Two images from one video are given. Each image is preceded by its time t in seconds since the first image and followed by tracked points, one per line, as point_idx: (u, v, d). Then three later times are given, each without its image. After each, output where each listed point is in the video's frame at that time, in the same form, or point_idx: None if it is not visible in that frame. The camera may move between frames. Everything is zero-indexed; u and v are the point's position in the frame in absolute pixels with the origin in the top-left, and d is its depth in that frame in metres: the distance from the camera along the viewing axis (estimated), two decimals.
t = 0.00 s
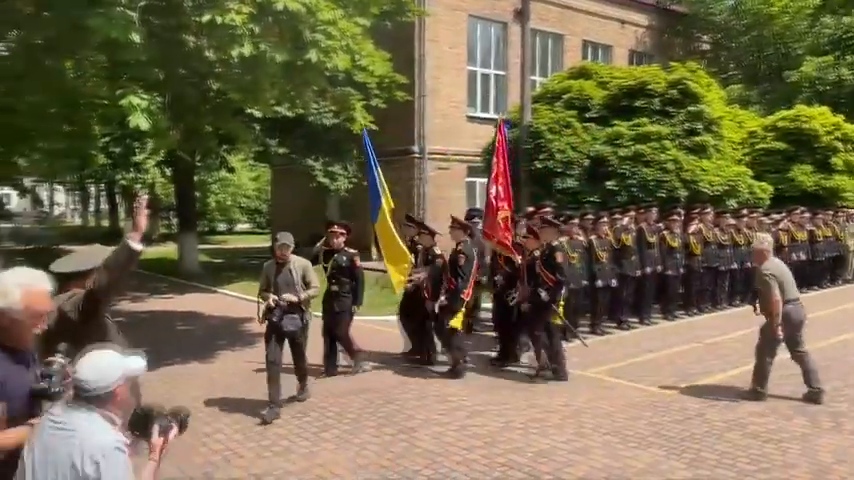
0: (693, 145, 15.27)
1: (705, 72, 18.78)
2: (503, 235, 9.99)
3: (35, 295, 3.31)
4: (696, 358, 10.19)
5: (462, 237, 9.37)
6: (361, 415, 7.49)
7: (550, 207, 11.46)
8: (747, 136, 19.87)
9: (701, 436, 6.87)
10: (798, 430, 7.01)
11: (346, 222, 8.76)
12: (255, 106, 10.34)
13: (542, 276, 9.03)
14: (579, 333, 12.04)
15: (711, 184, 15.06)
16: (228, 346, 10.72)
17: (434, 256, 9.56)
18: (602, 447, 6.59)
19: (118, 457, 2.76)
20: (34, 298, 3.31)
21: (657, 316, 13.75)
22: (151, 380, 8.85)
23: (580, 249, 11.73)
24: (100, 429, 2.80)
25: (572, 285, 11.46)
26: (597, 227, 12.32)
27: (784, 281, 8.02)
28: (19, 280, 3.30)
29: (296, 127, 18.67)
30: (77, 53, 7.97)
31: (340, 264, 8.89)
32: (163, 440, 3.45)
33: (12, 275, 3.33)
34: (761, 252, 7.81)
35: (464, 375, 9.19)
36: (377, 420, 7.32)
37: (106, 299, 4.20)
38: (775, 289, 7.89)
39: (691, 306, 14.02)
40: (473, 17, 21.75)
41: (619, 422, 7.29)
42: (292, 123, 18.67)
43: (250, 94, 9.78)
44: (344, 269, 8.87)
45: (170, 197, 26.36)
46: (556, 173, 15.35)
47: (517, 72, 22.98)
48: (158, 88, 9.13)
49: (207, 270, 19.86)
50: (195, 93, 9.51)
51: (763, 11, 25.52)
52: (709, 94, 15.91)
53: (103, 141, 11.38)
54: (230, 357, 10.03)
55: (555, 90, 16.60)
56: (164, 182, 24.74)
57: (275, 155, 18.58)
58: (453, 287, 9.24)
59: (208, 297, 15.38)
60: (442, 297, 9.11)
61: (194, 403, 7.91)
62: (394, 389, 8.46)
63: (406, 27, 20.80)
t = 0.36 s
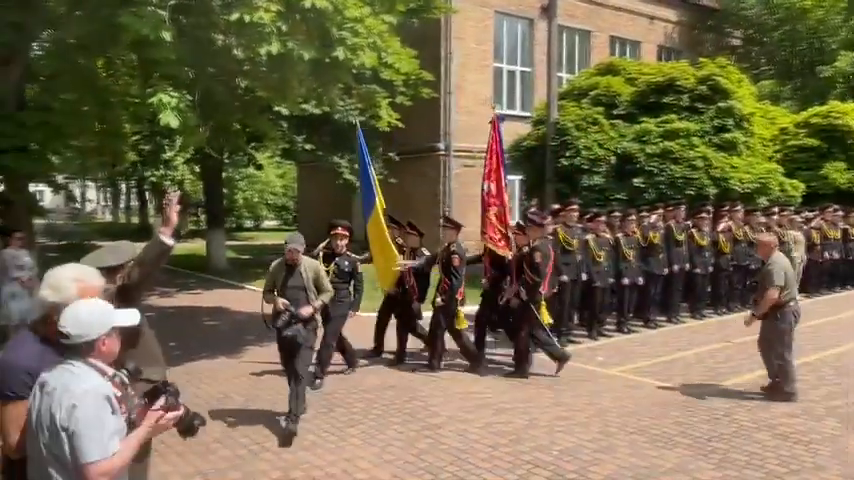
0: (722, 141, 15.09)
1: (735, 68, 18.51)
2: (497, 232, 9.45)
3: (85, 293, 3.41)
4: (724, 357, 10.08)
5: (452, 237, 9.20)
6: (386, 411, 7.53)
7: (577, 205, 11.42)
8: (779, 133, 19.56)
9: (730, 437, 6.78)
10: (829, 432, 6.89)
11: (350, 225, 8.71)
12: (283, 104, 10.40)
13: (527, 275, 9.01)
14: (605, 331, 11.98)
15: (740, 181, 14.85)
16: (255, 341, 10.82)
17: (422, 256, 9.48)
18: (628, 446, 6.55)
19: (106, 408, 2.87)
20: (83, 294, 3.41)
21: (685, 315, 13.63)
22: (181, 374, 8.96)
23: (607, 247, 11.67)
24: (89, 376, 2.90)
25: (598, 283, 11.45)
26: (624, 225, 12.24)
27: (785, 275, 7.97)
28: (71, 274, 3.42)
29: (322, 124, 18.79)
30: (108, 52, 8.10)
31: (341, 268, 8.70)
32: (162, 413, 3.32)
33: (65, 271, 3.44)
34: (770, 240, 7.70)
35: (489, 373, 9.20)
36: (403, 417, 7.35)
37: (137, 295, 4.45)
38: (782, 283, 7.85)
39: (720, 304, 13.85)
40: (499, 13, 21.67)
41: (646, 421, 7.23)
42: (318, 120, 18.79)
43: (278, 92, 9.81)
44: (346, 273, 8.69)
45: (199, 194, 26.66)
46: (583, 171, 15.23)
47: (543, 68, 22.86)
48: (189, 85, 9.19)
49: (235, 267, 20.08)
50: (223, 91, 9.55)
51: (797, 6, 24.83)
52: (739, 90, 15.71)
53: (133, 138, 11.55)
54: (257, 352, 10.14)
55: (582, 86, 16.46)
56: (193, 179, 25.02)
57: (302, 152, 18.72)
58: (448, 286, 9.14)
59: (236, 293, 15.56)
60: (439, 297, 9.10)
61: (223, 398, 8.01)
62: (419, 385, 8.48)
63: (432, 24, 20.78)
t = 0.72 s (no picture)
0: (751, 139, 14.90)
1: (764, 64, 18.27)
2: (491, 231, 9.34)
3: (147, 289, 3.61)
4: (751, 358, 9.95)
5: (446, 233, 9.50)
6: (409, 408, 7.55)
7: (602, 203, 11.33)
8: (808, 130, 19.25)
9: (756, 438, 6.71)
10: None
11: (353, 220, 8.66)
12: (308, 102, 10.42)
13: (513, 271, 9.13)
14: (629, 331, 11.90)
15: (769, 180, 14.65)
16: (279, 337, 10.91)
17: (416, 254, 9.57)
18: (653, 446, 6.50)
19: (99, 401, 2.92)
20: (141, 291, 3.60)
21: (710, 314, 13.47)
22: (206, 369, 9.07)
23: (632, 245, 11.59)
24: (86, 367, 2.92)
25: (623, 282, 11.40)
26: (649, 223, 12.15)
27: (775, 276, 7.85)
28: (133, 270, 3.65)
29: (346, 122, 18.87)
30: (136, 50, 8.22)
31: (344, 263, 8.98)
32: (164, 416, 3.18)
33: (129, 269, 3.69)
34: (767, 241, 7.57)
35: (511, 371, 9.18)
36: (425, 414, 7.37)
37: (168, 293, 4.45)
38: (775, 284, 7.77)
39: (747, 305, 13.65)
40: (524, 11, 21.59)
41: (670, 421, 7.17)
42: (342, 118, 18.88)
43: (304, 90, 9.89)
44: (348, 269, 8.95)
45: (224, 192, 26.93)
46: (608, 169, 15.06)
47: (568, 65, 22.73)
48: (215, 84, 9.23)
49: (260, 263, 20.27)
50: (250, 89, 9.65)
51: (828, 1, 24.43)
52: (767, 87, 15.52)
53: (161, 136, 11.70)
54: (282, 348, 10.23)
55: (607, 84, 16.33)
56: (219, 176, 25.28)
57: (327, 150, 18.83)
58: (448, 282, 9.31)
59: (260, 290, 15.70)
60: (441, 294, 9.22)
61: (248, 393, 8.11)
62: (442, 383, 8.50)
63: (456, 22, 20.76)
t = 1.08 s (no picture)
0: (778, 138, 14.71)
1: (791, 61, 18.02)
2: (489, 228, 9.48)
3: (230, 286, 3.27)
4: (776, 359, 9.83)
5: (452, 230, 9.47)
6: (430, 406, 7.57)
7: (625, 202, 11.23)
8: (837, 128, 18.93)
9: (780, 440, 6.63)
10: None
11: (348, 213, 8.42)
12: (332, 100, 10.42)
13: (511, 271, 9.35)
14: (652, 330, 11.81)
15: (796, 179, 14.43)
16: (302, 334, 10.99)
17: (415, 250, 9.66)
18: (675, 447, 6.45)
19: (99, 397, 2.79)
20: (223, 287, 3.27)
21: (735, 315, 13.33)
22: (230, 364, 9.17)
23: (656, 244, 11.51)
24: (91, 359, 2.82)
25: (646, 281, 11.32)
26: (673, 222, 12.06)
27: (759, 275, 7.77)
28: (223, 265, 3.34)
29: (368, 120, 18.92)
30: (162, 49, 8.30)
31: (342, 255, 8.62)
32: (170, 422, 2.93)
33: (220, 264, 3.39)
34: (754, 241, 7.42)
35: (533, 370, 9.16)
36: (447, 411, 7.38)
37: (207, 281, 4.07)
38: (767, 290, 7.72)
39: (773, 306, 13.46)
40: (547, 8, 21.48)
41: (693, 422, 7.12)
42: (365, 116, 18.94)
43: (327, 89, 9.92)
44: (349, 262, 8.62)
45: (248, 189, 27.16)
46: (631, 167, 14.92)
47: (592, 63, 22.58)
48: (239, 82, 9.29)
49: (283, 260, 20.42)
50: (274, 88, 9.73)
51: None
52: (795, 85, 15.31)
53: (186, 133, 11.84)
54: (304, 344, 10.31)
55: (632, 81, 16.18)
56: (243, 174, 25.51)
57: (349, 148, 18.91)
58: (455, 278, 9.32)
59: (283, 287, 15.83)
60: (446, 287, 9.14)
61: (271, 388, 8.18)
62: (463, 381, 8.50)
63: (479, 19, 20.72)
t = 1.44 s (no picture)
0: (803, 138, 14.56)
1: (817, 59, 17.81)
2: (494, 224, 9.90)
3: (314, 285, 3.28)
4: (800, 361, 9.71)
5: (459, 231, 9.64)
6: (449, 404, 7.58)
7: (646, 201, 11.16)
8: None
9: (804, 444, 6.55)
10: None
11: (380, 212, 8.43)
12: (353, 98, 10.44)
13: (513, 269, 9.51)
14: (673, 331, 11.72)
15: (820, 179, 14.27)
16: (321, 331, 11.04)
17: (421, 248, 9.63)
18: (696, 448, 6.40)
19: (110, 398, 2.78)
20: (306, 285, 3.27)
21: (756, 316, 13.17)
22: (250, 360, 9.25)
23: (678, 244, 11.45)
24: (108, 359, 2.83)
25: (667, 281, 11.24)
26: (695, 222, 11.97)
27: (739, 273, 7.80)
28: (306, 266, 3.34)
29: (389, 118, 18.95)
30: (185, 48, 8.34)
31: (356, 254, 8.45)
32: (183, 425, 2.94)
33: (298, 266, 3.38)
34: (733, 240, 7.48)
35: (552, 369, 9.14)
36: (466, 409, 7.38)
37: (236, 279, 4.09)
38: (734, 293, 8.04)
39: (796, 308, 13.31)
40: (568, 6, 21.37)
41: (715, 424, 7.05)
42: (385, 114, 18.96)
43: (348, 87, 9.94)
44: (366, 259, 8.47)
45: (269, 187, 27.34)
46: (653, 167, 14.78)
47: (613, 61, 22.44)
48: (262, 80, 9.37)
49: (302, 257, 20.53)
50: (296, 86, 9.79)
51: None
52: (821, 84, 15.10)
53: (208, 130, 11.94)
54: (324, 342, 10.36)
55: (654, 80, 16.04)
56: (263, 171, 25.67)
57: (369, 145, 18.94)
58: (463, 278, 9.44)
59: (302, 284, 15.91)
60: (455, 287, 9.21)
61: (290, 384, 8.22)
62: (482, 379, 8.50)
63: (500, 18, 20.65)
